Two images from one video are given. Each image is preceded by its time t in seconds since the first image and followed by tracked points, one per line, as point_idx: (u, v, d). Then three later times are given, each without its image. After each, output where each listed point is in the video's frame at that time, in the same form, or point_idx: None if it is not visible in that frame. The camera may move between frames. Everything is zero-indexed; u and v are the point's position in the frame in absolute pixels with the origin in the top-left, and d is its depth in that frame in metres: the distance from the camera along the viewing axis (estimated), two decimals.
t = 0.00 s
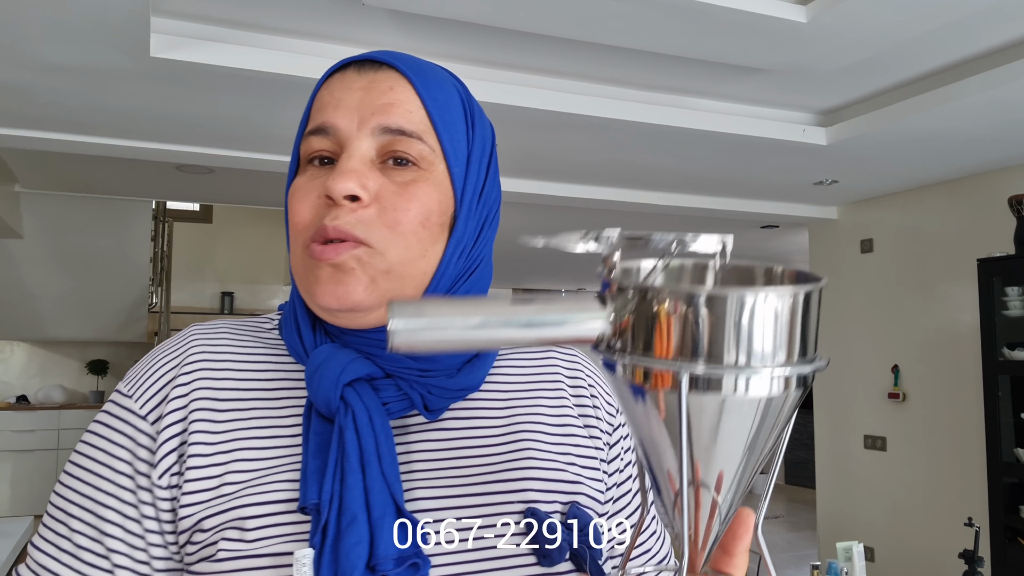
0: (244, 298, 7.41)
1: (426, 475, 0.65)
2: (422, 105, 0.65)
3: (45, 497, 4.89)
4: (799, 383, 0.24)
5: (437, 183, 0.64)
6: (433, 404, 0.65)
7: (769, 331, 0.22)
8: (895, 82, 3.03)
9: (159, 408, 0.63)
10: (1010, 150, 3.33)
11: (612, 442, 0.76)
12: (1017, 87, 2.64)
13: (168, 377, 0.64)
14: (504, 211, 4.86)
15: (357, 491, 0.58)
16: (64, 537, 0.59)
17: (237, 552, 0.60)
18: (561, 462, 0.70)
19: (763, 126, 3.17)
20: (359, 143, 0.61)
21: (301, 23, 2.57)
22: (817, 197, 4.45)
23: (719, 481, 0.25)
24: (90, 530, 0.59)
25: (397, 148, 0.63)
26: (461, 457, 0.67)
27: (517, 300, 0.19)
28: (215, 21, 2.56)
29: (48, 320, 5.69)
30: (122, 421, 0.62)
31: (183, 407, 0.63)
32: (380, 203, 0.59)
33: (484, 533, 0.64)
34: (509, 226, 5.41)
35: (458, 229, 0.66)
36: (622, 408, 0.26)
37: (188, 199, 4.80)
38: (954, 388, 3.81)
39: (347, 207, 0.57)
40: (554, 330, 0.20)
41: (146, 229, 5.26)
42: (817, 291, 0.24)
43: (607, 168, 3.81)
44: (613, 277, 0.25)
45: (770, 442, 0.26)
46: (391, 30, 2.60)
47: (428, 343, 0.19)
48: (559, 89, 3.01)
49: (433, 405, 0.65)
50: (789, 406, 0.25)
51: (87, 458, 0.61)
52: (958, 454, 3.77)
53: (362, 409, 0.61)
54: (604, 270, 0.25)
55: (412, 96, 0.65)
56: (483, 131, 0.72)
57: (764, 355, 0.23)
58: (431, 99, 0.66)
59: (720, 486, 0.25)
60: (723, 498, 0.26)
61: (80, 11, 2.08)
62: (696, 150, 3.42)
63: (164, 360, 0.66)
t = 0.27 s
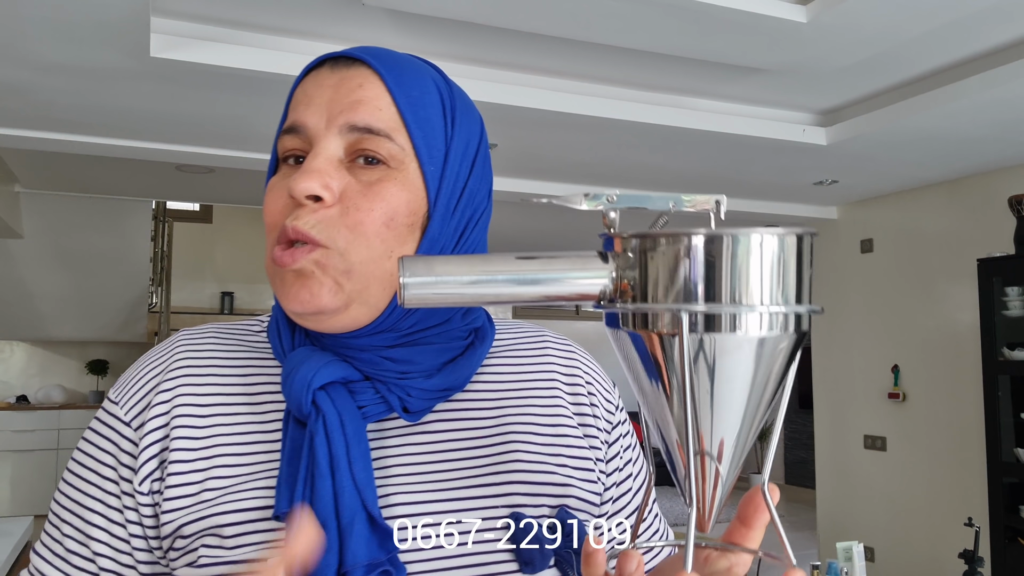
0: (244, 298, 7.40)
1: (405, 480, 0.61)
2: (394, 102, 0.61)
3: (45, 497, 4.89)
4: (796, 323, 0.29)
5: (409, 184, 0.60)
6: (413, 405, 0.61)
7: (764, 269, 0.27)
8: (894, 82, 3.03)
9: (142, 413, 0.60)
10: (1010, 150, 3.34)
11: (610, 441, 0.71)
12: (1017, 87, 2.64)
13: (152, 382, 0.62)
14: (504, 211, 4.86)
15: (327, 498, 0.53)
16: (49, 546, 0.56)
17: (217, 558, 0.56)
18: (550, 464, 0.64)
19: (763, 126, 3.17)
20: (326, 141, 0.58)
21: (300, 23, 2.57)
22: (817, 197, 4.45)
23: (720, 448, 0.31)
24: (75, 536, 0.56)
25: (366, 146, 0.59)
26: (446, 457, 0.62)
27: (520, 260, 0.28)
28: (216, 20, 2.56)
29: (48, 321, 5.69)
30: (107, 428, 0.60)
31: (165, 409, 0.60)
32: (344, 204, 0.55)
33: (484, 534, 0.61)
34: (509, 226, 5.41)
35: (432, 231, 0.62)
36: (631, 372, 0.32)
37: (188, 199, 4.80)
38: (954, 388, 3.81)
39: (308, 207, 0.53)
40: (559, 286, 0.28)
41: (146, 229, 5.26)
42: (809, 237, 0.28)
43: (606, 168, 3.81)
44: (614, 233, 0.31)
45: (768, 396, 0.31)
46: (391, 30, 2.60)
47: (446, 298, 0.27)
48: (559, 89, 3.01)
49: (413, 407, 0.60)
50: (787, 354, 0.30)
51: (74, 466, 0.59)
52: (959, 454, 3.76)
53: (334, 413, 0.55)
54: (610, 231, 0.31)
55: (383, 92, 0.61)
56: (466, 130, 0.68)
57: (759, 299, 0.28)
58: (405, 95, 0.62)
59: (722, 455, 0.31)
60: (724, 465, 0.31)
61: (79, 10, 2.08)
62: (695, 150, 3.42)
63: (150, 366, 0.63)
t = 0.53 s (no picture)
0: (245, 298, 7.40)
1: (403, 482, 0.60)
2: (381, 96, 0.61)
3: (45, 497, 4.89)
4: (788, 310, 0.30)
5: (401, 179, 0.60)
6: (407, 407, 0.60)
7: (757, 256, 0.28)
8: (895, 82, 3.03)
9: (142, 403, 0.60)
10: (1010, 150, 3.34)
11: (610, 443, 0.71)
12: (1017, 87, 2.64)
13: (150, 373, 0.62)
14: (504, 211, 4.86)
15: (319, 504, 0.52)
16: (45, 534, 0.55)
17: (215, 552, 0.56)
18: (547, 467, 0.65)
19: (763, 126, 3.17)
20: (314, 139, 0.58)
21: (300, 22, 2.57)
22: (817, 197, 4.45)
23: (717, 442, 0.31)
24: (73, 523, 0.55)
25: (355, 143, 0.59)
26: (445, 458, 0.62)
27: (514, 253, 0.28)
28: (216, 21, 2.57)
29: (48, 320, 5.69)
30: (105, 416, 0.60)
31: (164, 399, 0.60)
32: (337, 202, 0.55)
33: (484, 532, 0.61)
34: (509, 226, 5.41)
35: (427, 225, 0.62)
36: (624, 364, 0.32)
37: (188, 198, 4.80)
38: (954, 388, 3.81)
39: (301, 208, 0.54)
40: (555, 277, 0.28)
41: (146, 229, 5.27)
42: (800, 225, 0.29)
43: (607, 168, 3.81)
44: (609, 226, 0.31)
45: (763, 387, 0.31)
46: (391, 30, 2.60)
47: (444, 292, 0.27)
48: (559, 89, 3.01)
49: (407, 409, 0.60)
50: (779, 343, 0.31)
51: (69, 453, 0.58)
52: (959, 454, 3.76)
53: (328, 421, 0.55)
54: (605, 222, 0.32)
55: (370, 87, 0.60)
56: (454, 121, 0.68)
57: (752, 285, 0.28)
58: (392, 88, 0.61)
59: (720, 447, 0.31)
60: (721, 459, 0.32)
61: (79, 10, 2.08)
62: (695, 150, 3.42)
63: (150, 356, 0.63)
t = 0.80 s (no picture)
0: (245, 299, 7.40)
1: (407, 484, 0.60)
2: (385, 95, 0.61)
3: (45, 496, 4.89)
4: (791, 348, 0.29)
5: (406, 180, 0.61)
6: (414, 411, 0.60)
7: (758, 296, 0.27)
8: (894, 82, 3.03)
9: (144, 401, 0.60)
10: (1010, 151, 3.34)
11: (612, 450, 0.71)
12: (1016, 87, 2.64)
13: (152, 370, 0.61)
14: (504, 211, 4.86)
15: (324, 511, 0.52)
16: (43, 532, 0.55)
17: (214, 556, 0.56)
18: (551, 471, 0.65)
19: (763, 126, 3.17)
20: (319, 140, 0.58)
21: (300, 23, 2.57)
22: (817, 197, 4.45)
23: (712, 467, 0.31)
24: (71, 522, 0.55)
25: (360, 144, 0.59)
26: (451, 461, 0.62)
27: (513, 278, 0.28)
28: (217, 21, 2.57)
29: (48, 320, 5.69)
30: (105, 412, 0.59)
31: (166, 398, 0.60)
32: (345, 204, 0.56)
33: (484, 533, 0.61)
34: (509, 226, 5.41)
35: (433, 226, 0.62)
36: (621, 386, 0.32)
37: (188, 199, 4.80)
38: (954, 388, 3.81)
39: (311, 211, 0.54)
40: (554, 306, 0.29)
41: (147, 229, 5.27)
42: (806, 261, 0.28)
43: (606, 168, 3.81)
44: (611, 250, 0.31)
45: (765, 417, 0.31)
46: (391, 30, 2.60)
47: (440, 315, 0.29)
48: (559, 89, 3.01)
49: (414, 413, 0.60)
50: (782, 378, 0.30)
51: (68, 450, 0.58)
52: (959, 454, 3.76)
53: (337, 428, 0.55)
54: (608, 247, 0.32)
55: (373, 86, 0.60)
56: (455, 118, 0.67)
57: (754, 325, 0.28)
58: (395, 87, 0.61)
59: (713, 474, 0.31)
60: (717, 485, 0.31)
61: (80, 10, 2.08)
62: (695, 150, 3.42)
63: (151, 353, 0.63)
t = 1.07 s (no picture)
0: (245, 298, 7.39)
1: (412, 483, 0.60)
2: (390, 93, 0.61)
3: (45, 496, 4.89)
4: (820, 357, 0.30)
5: (412, 177, 0.60)
6: (420, 412, 0.60)
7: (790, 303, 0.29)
8: (895, 82, 3.03)
9: (143, 404, 0.60)
10: (1011, 151, 3.33)
11: (610, 449, 0.72)
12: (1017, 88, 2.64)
13: (150, 373, 0.61)
14: (504, 211, 4.86)
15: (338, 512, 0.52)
16: (42, 537, 0.54)
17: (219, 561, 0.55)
18: (554, 471, 0.65)
19: (764, 126, 3.17)
20: (324, 137, 0.58)
21: (300, 22, 2.57)
22: (817, 197, 4.45)
23: (738, 470, 0.32)
24: (70, 527, 0.55)
25: (366, 142, 0.59)
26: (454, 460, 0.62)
27: (545, 278, 0.29)
28: (217, 21, 2.57)
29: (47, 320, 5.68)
30: (103, 416, 0.59)
31: (167, 402, 0.59)
32: (352, 200, 0.55)
33: (484, 533, 0.60)
34: (509, 226, 5.40)
35: (439, 225, 0.62)
36: (648, 385, 0.33)
37: (188, 199, 4.79)
38: (955, 388, 3.81)
39: (318, 209, 0.54)
40: (592, 304, 0.30)
41: (146, 229, 5.27)
42: (837, 270, 0.30)
43: (607, 168, 3.81)
44: (643, 253, 0.33)
45: (790, 424, 0.32)
46: (391, 29, 2.60)
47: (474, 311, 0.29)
48: (559, 89, 3.01)
49: (420, 414, 0.60)
50: (809, 385, 0.31)
51: (66, 455, 0.57)
52: (959, 454, 3.77)
53: (345, 429, 0.55)
54: (640, 252, 0.33)
55: (378, 84, 0.60)
56: (458, 117, 0.67)
57: (785, 333, 0.29)
58: (401, 86, 0.61)
59: (739, 476, 0.32)
60: (740, 488, 0.32)
61: (79, 10, 2.08)
62: (696, 150, 3.42)
63: (149, 354, 0.63)
